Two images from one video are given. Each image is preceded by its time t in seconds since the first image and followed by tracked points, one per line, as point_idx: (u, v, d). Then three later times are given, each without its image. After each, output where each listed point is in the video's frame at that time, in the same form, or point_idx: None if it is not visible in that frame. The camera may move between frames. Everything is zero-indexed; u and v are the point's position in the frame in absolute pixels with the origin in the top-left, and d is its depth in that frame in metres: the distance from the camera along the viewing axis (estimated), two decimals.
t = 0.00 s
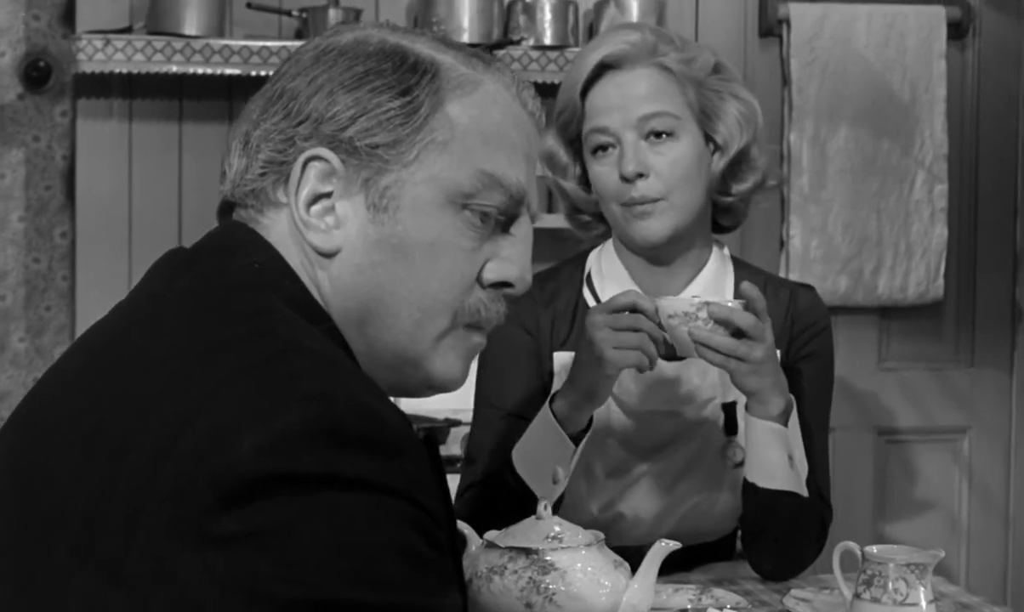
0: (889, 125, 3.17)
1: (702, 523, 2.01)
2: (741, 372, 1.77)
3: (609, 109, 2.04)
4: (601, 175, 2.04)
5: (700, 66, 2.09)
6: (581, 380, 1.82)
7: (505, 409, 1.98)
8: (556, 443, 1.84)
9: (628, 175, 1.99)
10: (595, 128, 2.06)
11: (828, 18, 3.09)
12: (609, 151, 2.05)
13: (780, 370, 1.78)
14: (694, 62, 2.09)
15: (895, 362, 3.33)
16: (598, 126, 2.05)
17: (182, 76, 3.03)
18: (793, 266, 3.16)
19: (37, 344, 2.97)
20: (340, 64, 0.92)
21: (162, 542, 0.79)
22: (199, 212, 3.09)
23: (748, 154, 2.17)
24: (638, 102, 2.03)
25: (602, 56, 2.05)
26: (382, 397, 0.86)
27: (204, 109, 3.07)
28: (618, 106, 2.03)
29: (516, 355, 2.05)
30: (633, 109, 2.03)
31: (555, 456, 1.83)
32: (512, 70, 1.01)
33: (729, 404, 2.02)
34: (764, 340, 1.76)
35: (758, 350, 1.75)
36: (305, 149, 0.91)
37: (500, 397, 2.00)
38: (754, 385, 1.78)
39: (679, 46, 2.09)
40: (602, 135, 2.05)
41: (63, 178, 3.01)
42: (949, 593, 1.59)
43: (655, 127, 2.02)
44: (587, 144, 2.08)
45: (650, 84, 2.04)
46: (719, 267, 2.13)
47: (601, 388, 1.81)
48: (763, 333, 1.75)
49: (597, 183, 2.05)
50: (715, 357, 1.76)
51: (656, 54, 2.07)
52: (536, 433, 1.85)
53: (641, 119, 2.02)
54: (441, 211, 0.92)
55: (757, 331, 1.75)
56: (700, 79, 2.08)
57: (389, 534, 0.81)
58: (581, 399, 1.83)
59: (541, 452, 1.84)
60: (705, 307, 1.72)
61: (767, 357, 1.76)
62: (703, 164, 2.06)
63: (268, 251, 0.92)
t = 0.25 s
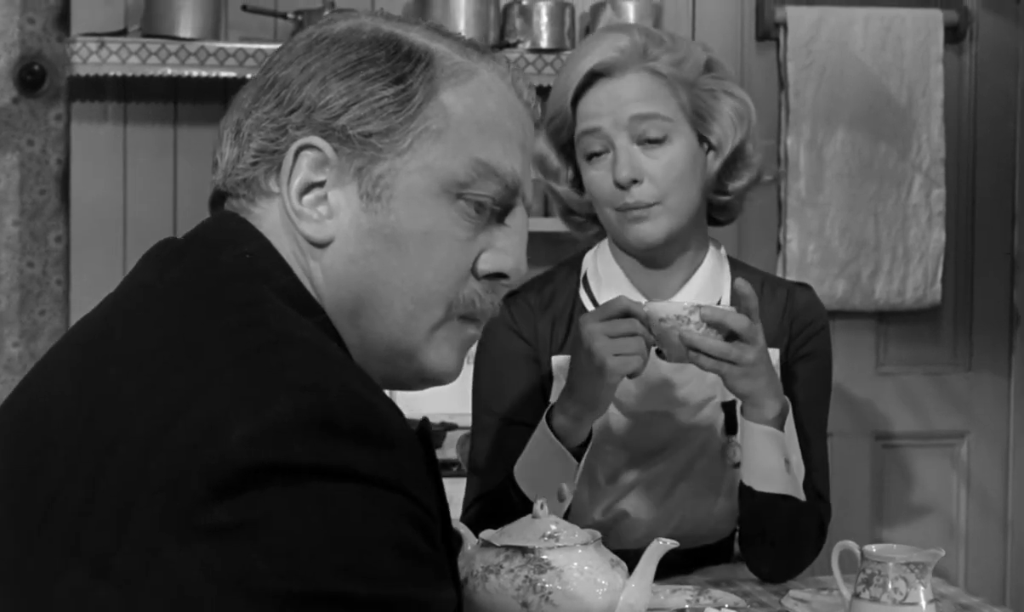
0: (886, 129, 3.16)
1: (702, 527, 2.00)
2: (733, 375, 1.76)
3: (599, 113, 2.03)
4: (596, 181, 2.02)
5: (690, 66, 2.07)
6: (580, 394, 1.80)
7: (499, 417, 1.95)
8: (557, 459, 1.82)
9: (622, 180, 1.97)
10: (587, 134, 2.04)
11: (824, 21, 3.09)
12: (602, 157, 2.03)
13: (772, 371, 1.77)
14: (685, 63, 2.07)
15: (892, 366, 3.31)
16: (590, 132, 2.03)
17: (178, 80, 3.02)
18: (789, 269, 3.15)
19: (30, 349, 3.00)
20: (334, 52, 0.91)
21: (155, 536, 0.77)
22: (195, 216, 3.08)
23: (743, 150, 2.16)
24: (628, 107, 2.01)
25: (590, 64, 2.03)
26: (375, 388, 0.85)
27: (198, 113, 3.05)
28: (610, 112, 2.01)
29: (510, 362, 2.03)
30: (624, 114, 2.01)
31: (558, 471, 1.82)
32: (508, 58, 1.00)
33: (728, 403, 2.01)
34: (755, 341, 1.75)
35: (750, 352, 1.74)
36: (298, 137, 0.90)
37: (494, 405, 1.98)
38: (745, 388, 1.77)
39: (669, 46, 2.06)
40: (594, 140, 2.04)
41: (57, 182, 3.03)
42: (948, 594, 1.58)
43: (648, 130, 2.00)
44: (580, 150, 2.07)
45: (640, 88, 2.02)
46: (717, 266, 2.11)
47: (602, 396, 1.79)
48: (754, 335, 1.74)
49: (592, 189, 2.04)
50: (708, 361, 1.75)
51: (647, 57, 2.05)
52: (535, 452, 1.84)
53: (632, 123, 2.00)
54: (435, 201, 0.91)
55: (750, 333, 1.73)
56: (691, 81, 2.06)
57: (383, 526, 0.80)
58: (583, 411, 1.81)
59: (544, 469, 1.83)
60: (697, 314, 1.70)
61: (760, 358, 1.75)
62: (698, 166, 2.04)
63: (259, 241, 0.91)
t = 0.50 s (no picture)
0: (885, 136, 3.15)
1: (699, 533, 1.97)
2: (728, 381, 1.75)
3: (595, 137, 1.98)
4: (590, 199, 2.00)
5: (689, 87, 2.01)
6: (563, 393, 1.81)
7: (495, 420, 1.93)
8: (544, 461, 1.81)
9: (618, 208, 1.95)
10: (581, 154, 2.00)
11: (822, 28, 3.08)
12: (597, 175, 2.00)
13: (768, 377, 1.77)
14: (686, 81, 2.02)
15: (891, 374, 3.31)
16: (586, 153, 1.99)
17: (175, 86, 3.01)
18: (788, 277, 3.14)
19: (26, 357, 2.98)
20: (328, 48, 0.90)
21: (144, 535, 0.76)
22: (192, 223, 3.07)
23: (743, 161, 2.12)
24: (625, 134, 1.96)
25: (590, 91, 1.96)
26: (369, 385, 0.84)
27: (195, 119, 3.05)
28: (609, 137, 1.96)
29: (506, 364, 2.01)
30: (621, 141, 1.96)
31: (544, 471, 1.81)
32: (504, 55, 0.99)
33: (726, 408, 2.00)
34: (749, 347, 1.75)
35: (744, 358, 1.74)
36: (291, 134, 0.89)
37: (491, 407, 1.95)
38: (741, 395, 1.76)
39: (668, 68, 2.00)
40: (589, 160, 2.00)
41: (53, 189, 3.01)
42: (948, 600, 1.57)
43: (645, 155, 1.97)
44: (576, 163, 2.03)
45: (638, 115, 1.97)
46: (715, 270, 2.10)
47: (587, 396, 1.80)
48: (749, 340, 1.74)
49: (586, 205, 2.01)
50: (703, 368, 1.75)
51: (647, 78, 1.99)
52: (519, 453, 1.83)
53: (628, 151, 1.96)
54: (430, 197, 0.90)
55: (744, 339, 1.74)
56: (691, 102, 2.01)
57: (379, 525, 0.79)
58: (565, 409, 1.81)
59: (529, 469, 1.81)
60: (690, 317, 1.72)
61: (754, 364, 1.75)
62: (694, 186, 2.02)
63: (252, 237, 0.90)
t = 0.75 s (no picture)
0: (877, 144, 3.15)
1: (695, 543, 1.93)
2: (727, 391, 1.74)
3: (592, 152, 1.94)
4: (587, 215, 1.96)
5: (687, 102, 1.98)
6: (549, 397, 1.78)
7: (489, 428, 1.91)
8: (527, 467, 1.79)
9: (616, 223, 1.91)
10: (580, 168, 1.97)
11: (814, 35, 3.09)
12: (595, 190, 1.97)
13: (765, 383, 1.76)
14: (684, 96, 1.98)
15: (884, 382, 3.30)
16: (584, 168, 1.95)
17: (165, 93, 3.00)
18: (781, 284, 3.14)
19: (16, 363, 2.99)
20: (317, 49, 0.89)
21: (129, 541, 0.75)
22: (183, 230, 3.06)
23: (741, 175, 2.09)
24: (622, 149, 1.92)
25: (587, 105, 1.93)
26: (358, 389, 0.83)
27: (186, 127, 3.03)
28: (606, 153, 1.93)
29: (500, 372, 1.98)
30: (618, 156, 1.92)
31: (526, 477, 1.79)
32: (495, 58, 0.98)
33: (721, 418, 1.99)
34: (744, 354, 1.75)
35: (739, 365, 1.74)
36: (280, 136, 0.88)
37: (484, 416, 1.93)
38: (739, 403, 1.75)
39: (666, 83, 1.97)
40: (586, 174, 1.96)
41: (44, 196, 3.01)
42: (940, 607, 1.57)
43: (642, 169, 1.92)
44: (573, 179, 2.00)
45: (636, 130, 1.93)
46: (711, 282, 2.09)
47: (576, 407, 1.76)
48: (742, 347, 1.74)
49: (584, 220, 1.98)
50: (701, 379, 1.75)
51: (646, 93, 1.95)
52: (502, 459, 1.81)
53: (625, 165, 1.92)
54: (420, 200, 0.89)
55: (736, 345, 1.74)
56: (689, 117, 1.97)
57: (368, 530, 0.77)
58: (548, 414, 1.78)
59: (509, 474, 1.79)
60: (684, 329, 1.72)
61: (751, 371, 1.74)
62: (693, 202, 1.98)
63: (240, 240, 0.89)
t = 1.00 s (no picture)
0: (873, 148, 3.15)
1: (690, 550, 1.91)
2: (709, 395, 1.74)
3: (590, 160, 1.89)
4: (583, 223, 1.92)
5: (689, 110, 1.92)
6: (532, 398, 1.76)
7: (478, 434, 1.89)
8: (506, 464, 1.76)
9: (613, 233, 1.87)
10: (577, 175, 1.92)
11: (810, 39, 3.08)
12: (592, 197, 1.92)
13: (749, 388, 1.75)
14: (685, 106, 1.92)
15: (880, 387, 3.30)
16: (581, 175, 1.91)
17: (159, 97, 2.99)
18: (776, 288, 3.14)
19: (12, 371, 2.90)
20: (307, 51, 0.89)
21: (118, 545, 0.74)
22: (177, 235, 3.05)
23: (742, 184, 2.03)
24: (621, 159, 1.87)
25: (587, 114, 1.88)
26: (350, 393, 0.82)
27: (180, 130, 3.03)
28: (605, 163, 1.88)
29: (492, 377, 1.97)
30: (618, 166, 1.87)
31: (509, 476, 1.76)
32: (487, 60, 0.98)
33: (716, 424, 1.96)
34: (724, 358, 1.75)
35: (720, 371, 1.73)
36: (270, 138, 0.88)
37: (476, 422, 1.91)
38: (722, 409, 1.74)
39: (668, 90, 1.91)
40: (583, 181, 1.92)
41: (38, 202, 2.96)
42: None
43: (641, 179, 1.88)
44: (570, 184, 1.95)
45: (635, 140, 1.88)
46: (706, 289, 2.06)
47: (558, 402, 1.75)
48: (722, 350, 1.74)
49: (580, 226, 1.94)
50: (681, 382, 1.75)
51: (646, 103, 1.89)
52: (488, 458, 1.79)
53: (624, 175, 1.88)
54: (411, 202, 0.88)
55: (715, 348, 1.74)
56: (690, 127, 1.91)
57: (361, 535, 0.77)
58: (531, 414, 1.76)
59: (494, 475, 1.77)
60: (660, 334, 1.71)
61: (732, 376, 1.74)
62: (691, 211, 1.93)
63: (231, 243, 0.88)
